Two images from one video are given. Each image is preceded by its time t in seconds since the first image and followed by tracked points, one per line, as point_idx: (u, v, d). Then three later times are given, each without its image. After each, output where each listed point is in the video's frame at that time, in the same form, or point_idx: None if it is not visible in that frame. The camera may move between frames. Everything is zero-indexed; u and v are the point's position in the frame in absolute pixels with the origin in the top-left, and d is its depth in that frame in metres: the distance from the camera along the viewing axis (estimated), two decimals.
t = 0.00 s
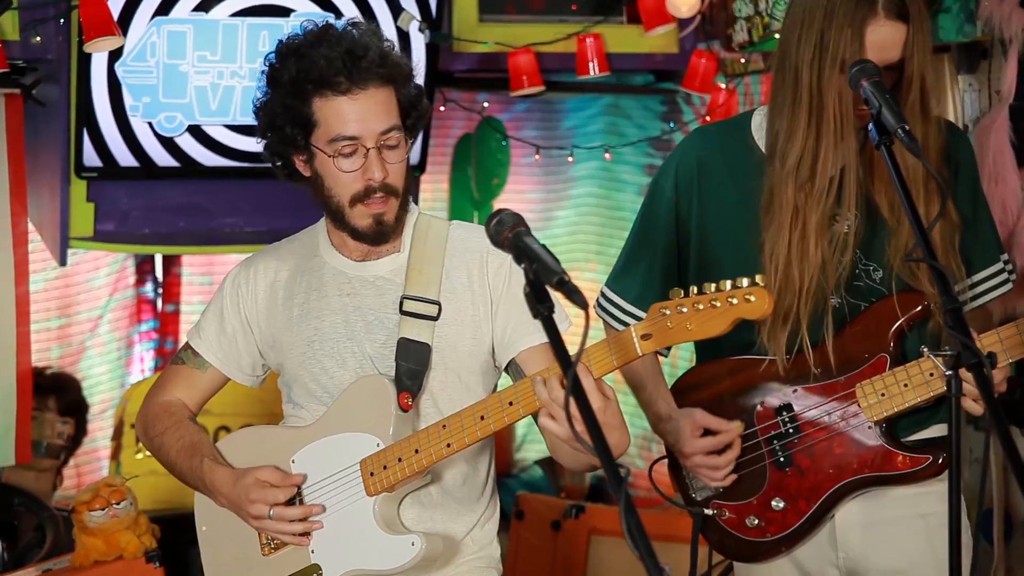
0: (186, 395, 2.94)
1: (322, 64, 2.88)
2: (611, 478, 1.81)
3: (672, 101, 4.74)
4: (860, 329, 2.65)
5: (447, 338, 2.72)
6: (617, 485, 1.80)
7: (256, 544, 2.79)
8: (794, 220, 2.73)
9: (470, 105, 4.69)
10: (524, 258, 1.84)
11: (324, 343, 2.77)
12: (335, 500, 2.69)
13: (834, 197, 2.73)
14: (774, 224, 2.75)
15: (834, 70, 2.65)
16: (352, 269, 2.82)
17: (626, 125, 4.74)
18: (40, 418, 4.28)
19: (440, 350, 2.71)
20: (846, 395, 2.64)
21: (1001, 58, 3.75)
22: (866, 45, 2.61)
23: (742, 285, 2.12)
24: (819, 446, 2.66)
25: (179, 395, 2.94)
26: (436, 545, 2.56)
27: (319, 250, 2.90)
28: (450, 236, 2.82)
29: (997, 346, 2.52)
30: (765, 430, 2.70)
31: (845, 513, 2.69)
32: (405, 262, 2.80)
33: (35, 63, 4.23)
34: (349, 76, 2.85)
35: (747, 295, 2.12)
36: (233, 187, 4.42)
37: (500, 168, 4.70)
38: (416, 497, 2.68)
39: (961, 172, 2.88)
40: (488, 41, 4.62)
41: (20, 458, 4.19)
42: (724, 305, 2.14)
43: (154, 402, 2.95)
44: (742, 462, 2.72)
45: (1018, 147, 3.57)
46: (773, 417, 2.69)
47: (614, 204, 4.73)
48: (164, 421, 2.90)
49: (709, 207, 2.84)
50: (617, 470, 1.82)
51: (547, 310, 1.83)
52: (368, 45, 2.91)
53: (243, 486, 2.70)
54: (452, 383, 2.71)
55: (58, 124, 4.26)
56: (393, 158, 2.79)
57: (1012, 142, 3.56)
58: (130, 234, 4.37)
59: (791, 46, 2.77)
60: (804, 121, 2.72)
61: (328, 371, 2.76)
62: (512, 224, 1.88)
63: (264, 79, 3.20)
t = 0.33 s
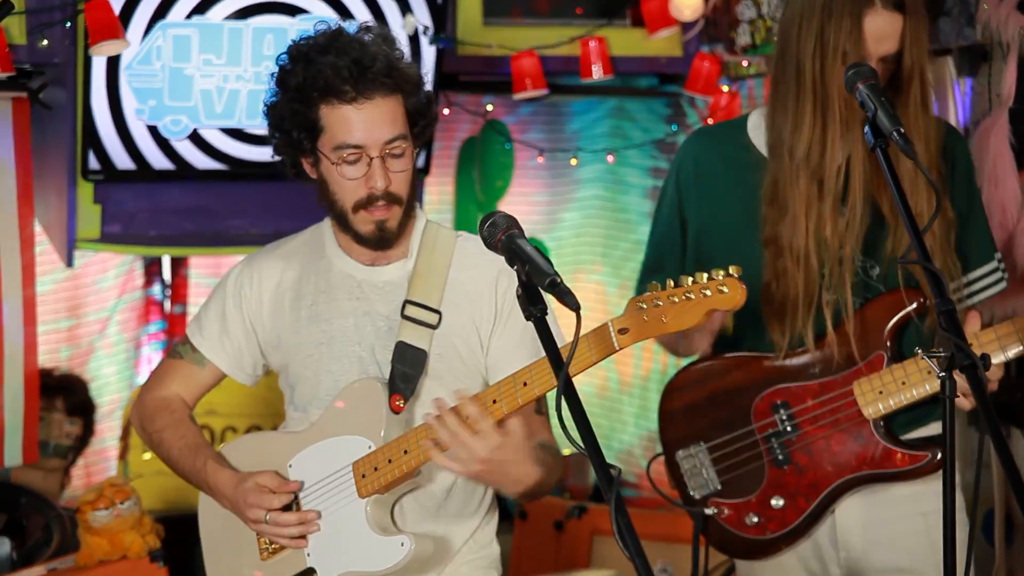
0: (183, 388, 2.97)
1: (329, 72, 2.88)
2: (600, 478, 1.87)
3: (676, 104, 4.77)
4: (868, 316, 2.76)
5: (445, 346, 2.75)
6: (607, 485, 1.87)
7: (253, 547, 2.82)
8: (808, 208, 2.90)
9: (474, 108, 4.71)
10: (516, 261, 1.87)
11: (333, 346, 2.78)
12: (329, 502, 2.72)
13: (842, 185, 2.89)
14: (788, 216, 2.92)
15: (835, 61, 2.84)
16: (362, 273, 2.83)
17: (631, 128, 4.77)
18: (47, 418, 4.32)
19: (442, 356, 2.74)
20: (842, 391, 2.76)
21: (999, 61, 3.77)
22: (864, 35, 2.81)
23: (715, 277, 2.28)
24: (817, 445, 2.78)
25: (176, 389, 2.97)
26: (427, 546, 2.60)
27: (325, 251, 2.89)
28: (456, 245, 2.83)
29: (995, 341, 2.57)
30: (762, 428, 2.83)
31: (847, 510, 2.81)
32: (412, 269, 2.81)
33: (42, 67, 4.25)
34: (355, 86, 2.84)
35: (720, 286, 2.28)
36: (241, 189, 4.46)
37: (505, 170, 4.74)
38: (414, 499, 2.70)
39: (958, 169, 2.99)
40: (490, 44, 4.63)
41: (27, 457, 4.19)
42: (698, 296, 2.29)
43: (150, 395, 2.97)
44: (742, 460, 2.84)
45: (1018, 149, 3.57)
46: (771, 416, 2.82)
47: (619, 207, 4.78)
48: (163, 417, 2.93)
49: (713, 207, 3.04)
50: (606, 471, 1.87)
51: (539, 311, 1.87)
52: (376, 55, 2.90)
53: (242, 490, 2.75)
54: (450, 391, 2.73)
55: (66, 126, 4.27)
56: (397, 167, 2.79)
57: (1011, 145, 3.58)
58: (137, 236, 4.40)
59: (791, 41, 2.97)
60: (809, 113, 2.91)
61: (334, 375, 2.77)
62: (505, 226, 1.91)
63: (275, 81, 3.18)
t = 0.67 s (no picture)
0: (195, 394, 2.93)
1: (332, 73, 2.84)
2: (598, 485, 1.85)
3: (685, 110, 4.76)
4: (867, 317, 2.84)
5: (451, 357, 2.71)
6: (603, 491, 1.84)
7: (256, 555, 2.79)
8: (810, 204, 3.02)
9: (483, 115, 4.71)
10: (514, 268, 1.85)
11: (336, 352, 2.75)
12: (333, 513, 2.69)
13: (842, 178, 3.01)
14: (791, 212, 3.04)
15: (829, 56, 2.98)
16: (368, 280, 2.79)
17: (639, 134, 4.77)
18: (55, 424, 4.33)
19: (447, 368, 2.70)
20: (834, 398, 2.82)
21: (1006, 65, 3.75)
22: (858, 27, 2.92)
23: (720, 309, 2.29)
24: (808, 449, 2.84)
25: (189, 395, 2.93)
26: (426, 561, 2.58)
27: (332, 256, 2.85)
28: (464, 257, 2.78)
29: (987, 348, 2.60)
30: (756, 433, 2.89)
31: (849, 514, 2.87)
32: (419, 279, 2.76)
33: (50, 73, 4.25)
34: (358, 86, 2.81)
35: (726, 318, 2.28)
36: (247, 196, 4.46)
37: (514, 175, 4.73)
38: (417, 510, 2.68)
39: (956, 177, 3.03)
40: (499, 50, 4.64)
41: (34, 462, 4.21)
42: (703, 327, 2.29)
43: (164, 402, 2.94)
44: (734, 467, 2.91)
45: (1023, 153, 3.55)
46: (763, 421, 2.89)
47: (628, 213, 4.76)
48: (175, 423, 2.90)
49: (722, 209, 3.15)
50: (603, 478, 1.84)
51: (536, 317, 1.85)
52: (380, 54, 2.86)
53: (247, 495, 2.72)
54: (450, 403, 2.70)
55: (73, 132, 4.29)
56: (398, 169, 2.76)
57: (1017, 149, 3.56)
58: (144, 242, 4.41)
59: (785, 45, 3.12)
60: (806, 109, 3.06)
61: (337, 381, 2.74)
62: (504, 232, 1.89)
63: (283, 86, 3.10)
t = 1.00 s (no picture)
0: (189, 391, 2.76)
1: (324, 71, 2.72)
2: (583, 484, 1.73)
3: (685, 107, 4.75)
4: (862, 328, 2.59)
5: (450, 356, 2.56)
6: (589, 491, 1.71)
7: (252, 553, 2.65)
8: (806, 232, 2.70)
9: (484, 112, 4.68)
10: (502, 266, 1.76)
11: (333, 351, 2.59)
12: (333, 511, 2.54)
13: (842, 211, 2.70)
14: (781, 231, 2.74)
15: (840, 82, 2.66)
16: (365, 278, 2.63)
17: (641, 131, 4.74)
18: (51, 423, 4.30)
19: (445, 368, 2.55)
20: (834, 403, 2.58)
21: (1006, 63, 3.72)
22: (870, 60, 2.62)
23: (726, 316, 2.08)
24: (802, 452, 2.60)
25: (182, 392, 2.77)
26: (426, 562, 2.42)
27: (329, 254, 2.69)
28: (463, 254, 2.61)
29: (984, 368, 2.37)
30: (751, 431, 2.66)
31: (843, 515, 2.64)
32: (417, 278, 2.61)
33: (46, 70, 4.24)
34: (351, 84, 2.67)
35: (732, 327, 2.07)
36: (243, 192, 4.42)
37: (513, 174, 4.71)
38: (416, 512, 2.53)
39: (965, 175, 2.80)
40: (494, 48, 4.58)
41: (29, 461, 4.20)
42: (710, 335, 2.09)
43: (157, 399, 2.78)
44: (726, 461, 2.68)
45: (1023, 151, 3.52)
46: (759, 419, 2.65)
47: (628, 211, 4.74)
48: (169, 420, 2.73)
49: (716, 218, 2.84)
50: (590, 476, 1.72)
51: (524, 316, 1.76)
52: (371, 50, 2.73)
53: (248, 492, 2.57)
54: (450, 404, 2.54)
55: (68, 129, 4.26)
56: (393, 166, 2.60)
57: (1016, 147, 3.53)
58: (141, 240, 4.38)
59: (793, 60, 2.78)
60: (810, 131, 2.73)
61: (335, 381, 2.59)
62: (491, 230, 1.80)
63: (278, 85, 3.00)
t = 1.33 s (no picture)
0: (186, 390, 2.76)
1: (328, 58, 2.70)
2: (574, 480, 1.70)
3: (689, 106, 4.74)
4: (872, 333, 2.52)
5: (447, 356, 2.54)
6: (580, 488, 1.69)
7: (252, 552, 2.64)
8: (826, 247, 2.61)
9: (487, 111, 4.67)
10: (495, 265, 1.72)
11: (332, 351, 2.58)
12: (332, 512, 2.52)
13: (862, 228, 2.60)
14: (805, 249, 2.63)
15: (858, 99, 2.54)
16: (364, 277, 2.62)
17: (643, 130, 4.73)
18: (54, 422, 4.31)
19: (444, 368, 2.54)
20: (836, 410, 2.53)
21: (1008, 62, 3.72)
22: (885, 78, 2.50)
23: (725, 320, 2.06)
24: (803, 459, 2.56)
25: (180, 390, 2.76)
26: (424, 562, 2.42)
27: (327, 250, 2.69)
28: (462, 253, 2.60)
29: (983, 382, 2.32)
30: (752, 437, 2.62)
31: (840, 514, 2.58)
32: (416, 277, 2.59)
33: (48, 70, 4.23)
34: (354, 72, 2.66)
35: (730, 330, 2.06)
36: (248, 192, 4.45)
37: (516, 173, 4.71)
38: (416, 513, 2.52)
39: (978, 186, 2.70)
40: (499, 46, 4.59)
41: (33, 460, 4.21)
42: (707, 340, 2.08)
43: (154, 398, 2.77)
44: (727, 465, 2.65)
45: None
46: (761, 426, 2.60)
47: (632, 210, 4.74)
48: (166, 419, 2.73)
49: (725, 225, 2.77)
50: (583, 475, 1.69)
51: (518, 316, 1.73)
52: (376, 39, 2.72)
53: (242, 492, 2.55)
54: (449, 405, 2.53)
55: (70, 129, 4.27)
56: (396, 155, 2.59)
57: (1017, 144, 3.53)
58: (143, 239, 4.39)
59: (810, 72, 2.66)
60: (829, 146, 2.61)
61: (334, 380, 2.58)
62: (485, 228, 1.76)
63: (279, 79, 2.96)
